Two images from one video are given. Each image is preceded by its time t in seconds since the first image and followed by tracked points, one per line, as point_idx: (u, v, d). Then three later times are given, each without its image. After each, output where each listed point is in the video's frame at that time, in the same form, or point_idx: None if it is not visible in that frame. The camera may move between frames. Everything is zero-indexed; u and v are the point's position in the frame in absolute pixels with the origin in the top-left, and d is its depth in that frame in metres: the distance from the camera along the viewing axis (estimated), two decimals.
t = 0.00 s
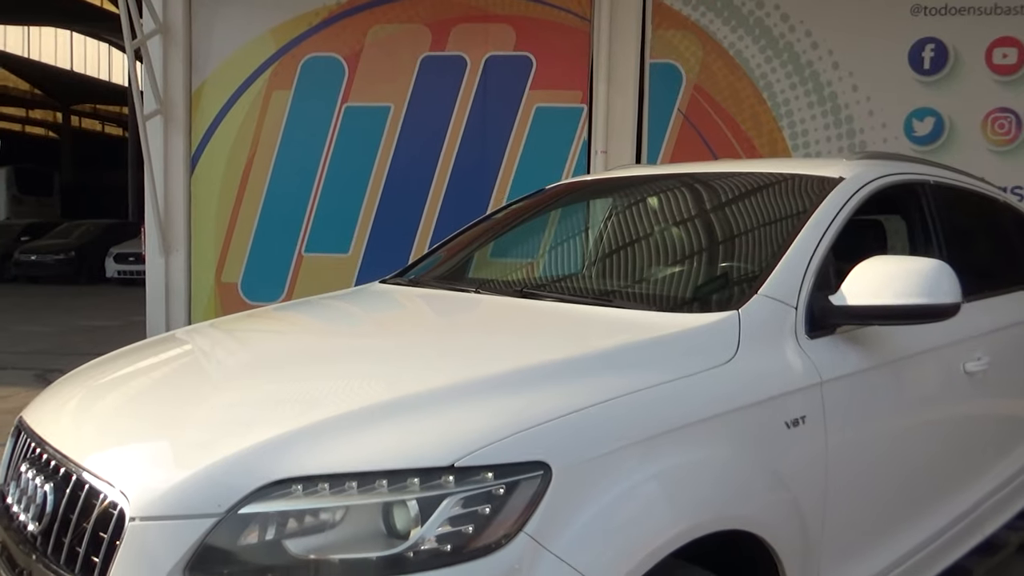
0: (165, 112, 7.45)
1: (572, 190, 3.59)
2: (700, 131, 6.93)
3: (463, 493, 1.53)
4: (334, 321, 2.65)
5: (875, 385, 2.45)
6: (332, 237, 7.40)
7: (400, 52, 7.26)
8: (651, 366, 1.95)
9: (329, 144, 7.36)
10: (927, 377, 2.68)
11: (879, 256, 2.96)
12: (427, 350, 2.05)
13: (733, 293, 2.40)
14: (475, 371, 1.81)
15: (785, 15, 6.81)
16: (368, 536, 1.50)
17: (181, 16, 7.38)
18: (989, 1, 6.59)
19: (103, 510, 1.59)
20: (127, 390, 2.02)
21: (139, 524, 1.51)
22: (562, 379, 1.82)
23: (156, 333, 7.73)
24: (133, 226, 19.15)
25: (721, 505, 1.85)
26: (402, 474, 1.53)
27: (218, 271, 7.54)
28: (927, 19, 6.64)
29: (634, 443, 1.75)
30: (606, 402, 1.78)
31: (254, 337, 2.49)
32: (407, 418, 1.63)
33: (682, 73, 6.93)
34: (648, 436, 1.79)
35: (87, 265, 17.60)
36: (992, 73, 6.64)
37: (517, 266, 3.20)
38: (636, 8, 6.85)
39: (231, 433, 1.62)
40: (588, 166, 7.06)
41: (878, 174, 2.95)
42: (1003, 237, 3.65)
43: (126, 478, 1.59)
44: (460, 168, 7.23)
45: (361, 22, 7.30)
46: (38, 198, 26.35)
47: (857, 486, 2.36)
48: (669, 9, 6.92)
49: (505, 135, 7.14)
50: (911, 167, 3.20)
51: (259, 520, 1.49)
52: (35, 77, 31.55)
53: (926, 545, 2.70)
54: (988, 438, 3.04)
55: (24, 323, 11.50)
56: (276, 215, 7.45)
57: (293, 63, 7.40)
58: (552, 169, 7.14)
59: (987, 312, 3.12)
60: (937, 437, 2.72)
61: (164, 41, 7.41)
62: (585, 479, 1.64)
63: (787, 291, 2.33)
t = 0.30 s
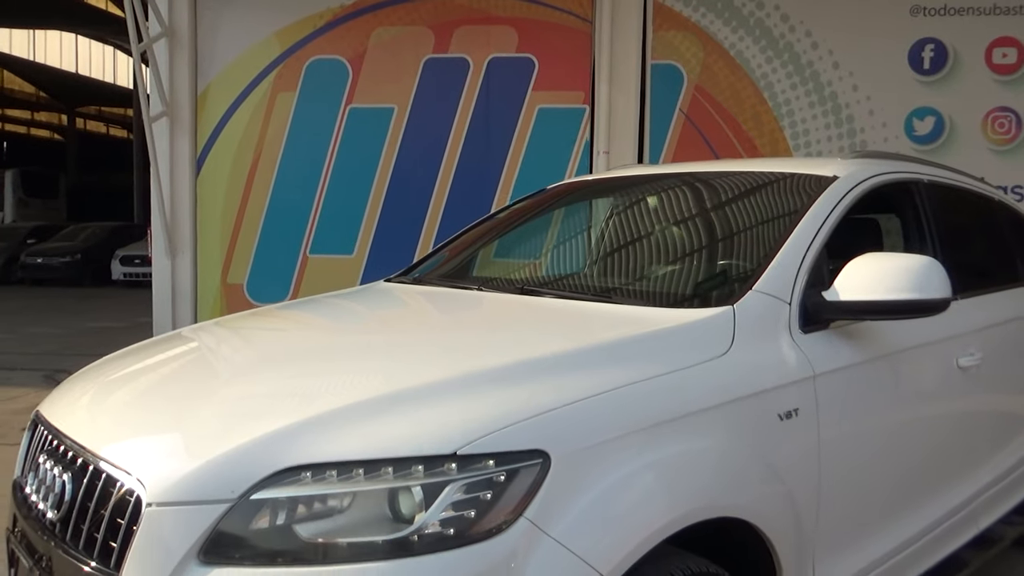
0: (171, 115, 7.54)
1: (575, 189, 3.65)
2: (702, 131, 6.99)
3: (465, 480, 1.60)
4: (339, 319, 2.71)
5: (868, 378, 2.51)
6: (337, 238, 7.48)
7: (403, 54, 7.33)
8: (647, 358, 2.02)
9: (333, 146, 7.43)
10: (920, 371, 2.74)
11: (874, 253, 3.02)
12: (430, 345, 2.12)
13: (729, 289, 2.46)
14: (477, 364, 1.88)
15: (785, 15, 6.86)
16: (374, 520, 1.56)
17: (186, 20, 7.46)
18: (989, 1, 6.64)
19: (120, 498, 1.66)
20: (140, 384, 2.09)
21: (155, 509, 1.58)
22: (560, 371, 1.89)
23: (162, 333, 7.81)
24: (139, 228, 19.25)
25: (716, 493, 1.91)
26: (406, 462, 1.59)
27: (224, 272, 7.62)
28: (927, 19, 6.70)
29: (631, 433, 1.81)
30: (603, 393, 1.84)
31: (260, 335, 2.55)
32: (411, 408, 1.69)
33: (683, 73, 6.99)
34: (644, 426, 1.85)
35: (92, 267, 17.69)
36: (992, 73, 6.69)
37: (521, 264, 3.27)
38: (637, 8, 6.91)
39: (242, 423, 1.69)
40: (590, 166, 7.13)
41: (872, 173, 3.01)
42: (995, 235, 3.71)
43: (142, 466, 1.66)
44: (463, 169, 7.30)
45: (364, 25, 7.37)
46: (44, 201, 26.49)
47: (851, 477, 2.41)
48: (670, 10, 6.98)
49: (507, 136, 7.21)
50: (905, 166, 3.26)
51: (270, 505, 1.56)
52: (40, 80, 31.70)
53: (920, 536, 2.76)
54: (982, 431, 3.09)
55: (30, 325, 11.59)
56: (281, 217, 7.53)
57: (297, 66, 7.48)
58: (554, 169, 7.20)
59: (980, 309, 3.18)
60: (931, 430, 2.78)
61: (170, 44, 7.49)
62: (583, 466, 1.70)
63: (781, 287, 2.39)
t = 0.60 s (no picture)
0: (177, 117, 7.62)
1: (577, 189, 3.71)
2: (703, 131, 7.05)
3: (468, 467, 1.66)
4: (345, 317, 2.78)
5: (861, 372, 2.57)
6: (341, 239, 7.55)
7: (406, 55, 7.40)
8: (643, 352, 2.08)
9: (337, 147, 7.51)
10: (913, 365, 2.80)
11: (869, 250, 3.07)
12: (433, 340, 2.19)
13: (725, 286, 2.53)
14: (478, 358, 1.94)
15: (785, 16, 6.92)
16: (380, 505, 1.63)
17: (192, 23, 7.55)
18: (988, 2, 6.69)
19: (137, 485, 1.73)
20: (154, 377, 2.16)
21: (171, 495, 1.64)
22: (559, 365, 1.96)
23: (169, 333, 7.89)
24: (144, 230, 19.36)
25: (710, 481, 1.98)
26: (411, 450, 1.66)
27: (230, 272, 7.70)
28: (926, 19, 6.75)
29: (628, 423, 1.88)
30: (601, 385, 1.91)
31: (268, 332, 2.63)
32: (415, 398, 1.76)
33: (684, 74, 7.05)
34: (641, 417, 1.91)
35: (98, 268, 17.80)
36: (992, 72, 6.74)
37: (524, 263, 3.33)
38: (638, 10, 6.99)
39: (253, 414, 1.76)
40: (592, 167, 7.20)
41: (867, 172, 3.07)
42: (989, 233, 3.78)
43: (158, 454, 1.73)
44: (467, 169, 7.37)
45: (368, 27, 7.45)
46: (50, 202, 26.65)
47: (845, 468, 2.47)
48: (671, 12, 7.04)
49: (510, 137, 7.28)
50: (899, 166, 3.32)
51: (281, 491, 1.63)
52: (45, 82, 31.84)
53: (914, 527, 2.82)
54: (975, 425, 3.15)
55: (37, 326, 11.68)
56: (286, 217, 7.61)
57: (302, 67, 7.55)
58: (557, 170, 7.27)
59: (973, 306, 3.24)
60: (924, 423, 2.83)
61: (175, 47, 7.58)
62: (581, 454, 1.77)
63: (775, 284, 2.46)
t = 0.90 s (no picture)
0: (182, 118, 7.71)
1: (580, 189, 3.78)
2: (704, 131, 7.11)
3: (470, 453, 1.74)
4: (350, 313, 2.85)
5: (854, 365, 2.63)
6: (345, 238, 7.62)
7: (409, 57, 7.48)
8: (640, 345, 2.15)
9: (341, 147, 7.58)
10: (906, 358, 2.86)
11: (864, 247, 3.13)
12: (436, 335, 2.26)
13: (721, 281, 2.59)
14: (479, 351, 2.01)
15: (784, 17, 6.98)
16: (387, 491, 1.70)
17: (196, 26, 7.64)
18: (986, 2, 6.74)
19: (153, 472, 1.80)
20: (168, 370, 2.24)
21: (187, 481, 1.72)
22: (558, 358, 2.02)
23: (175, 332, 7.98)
24: (149, 231, 19.47)
25: (705, 469, 2.04)
26: (416, 438, 1.73)
27: (235, 272, 7.78)
28: (925, 19, 6.81)
29: (624, 413, 1.95)
30: (598, 377, 1.98)
31: (276, 328, 2.70)
32: (419, 389, 1.84)
33: (685, 75, 7.12)
34: (637, 407, 1.98)
35: (103, 269, 17.90)
36: (991, 72, 6.79)
37: (527, 261, 3.39)
38: (639, 11, 7.06)
39: (264, 404, 1.83)
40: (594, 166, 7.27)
41: (860, 171, 3.14)
42: (982, 231, 3.85)
43: (174, 443, 1.80)
44: (470, 169, 7.44)
45: (371, 28, 7.52)
46: (55, 203, 26.80)
47: (838, 458, 2.54)
48: (672, 13, 7.11)
49: (512, 137, 7.35)
50: (893, 165, 3.38)
51: (291, 477, 1.70)
52: (49, 84, 31.95)
53: (908, 517, 2.88)
54: (968, 418, 3.21)
55: (43, 326, 11.77)
56: (291, 217, 7.68)
57: (305, 69, 7.63)
58: (558, 170, 7.34)
59: (965, 302, 3.31)
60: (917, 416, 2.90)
61: (180, 49, 7.67)
62: (579, 442, 1.84)
63: (769, 279, 2.53)
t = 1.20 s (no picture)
0: (185, 118, 7.81)
1: (581, 187, 3.85)
2: (704, 130, 7.18)
3: (473, 440, 1.81)
4: (355, 309, 2.92)
5: (846, 358, 2.70)
6: (348, 237, 7.69)
7: (410, 57, 7.55)
8: (636, 339, 2.22)
9: (343, 147, 7.65)
10: (898, 352, 2.93)
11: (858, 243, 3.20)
12: (439, 330, 2.33)
13: (718, 277, 2.66)
14: (481, 344, 2.09)
15: (783, 16, 7.05)
16: (393, 477, 1.77)
17: (199, 27, 7.72)
18: (984, 1, 6.81)
19: (168, 459, 1.87)
20: (181, 362, 2.31)
21: (202, 467, 1.78)
22: (557, 350, 2.09)
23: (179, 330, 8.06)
24: (152, 231, 19.55)
25: (700, 457, 2.11)
26: (421, 425, 1.81)
27: (239, 271, 7.86)
28: (922, 19, 6.87)
29: (620, 403, 2.01)
30: (595, 368, 2.05)
31: (283, 324, 2.77)
32: (424, 379, 1.91)
33: (684, 74, 7.18)
34: (633, 397, 2.05)
35: (107, 269, 17.98)
36: (988, 71, 6.85)
37: (529, 258, 3.46)
38: (638, 11, 7.13)
39: (274, 395, 1.90)
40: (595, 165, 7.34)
41: (854, 169, 3.21)
42: (975, 228, 3.92)
43: (189, 431, 1.87)
44: (471, 168, 7.51)
45: (373, 29, 7.59)
46: (59, 203, 26.91)
47: (831, 449, 2.60)
48: (671, 13, 7.17)
49: (513, 136, 7.42)
50: (886, 164, 3.45)
51: (301, 464, 1.77)
52: (51, 85, 32.03)
53: (901, 508, 2.94)
54: (960, 411, 3.28)
55: (49, 325, 11.85)
56: (294, 215, 7.76)
57: (308, 70, 7.70)
58: (559, 169, 7.41)
59: (957, 297, 3.38)
60: (909, 408, 2.96)
61: (183, 51, 7.75)
62: (577, 430, 1.91)
63: (762, 274, 2.60)
